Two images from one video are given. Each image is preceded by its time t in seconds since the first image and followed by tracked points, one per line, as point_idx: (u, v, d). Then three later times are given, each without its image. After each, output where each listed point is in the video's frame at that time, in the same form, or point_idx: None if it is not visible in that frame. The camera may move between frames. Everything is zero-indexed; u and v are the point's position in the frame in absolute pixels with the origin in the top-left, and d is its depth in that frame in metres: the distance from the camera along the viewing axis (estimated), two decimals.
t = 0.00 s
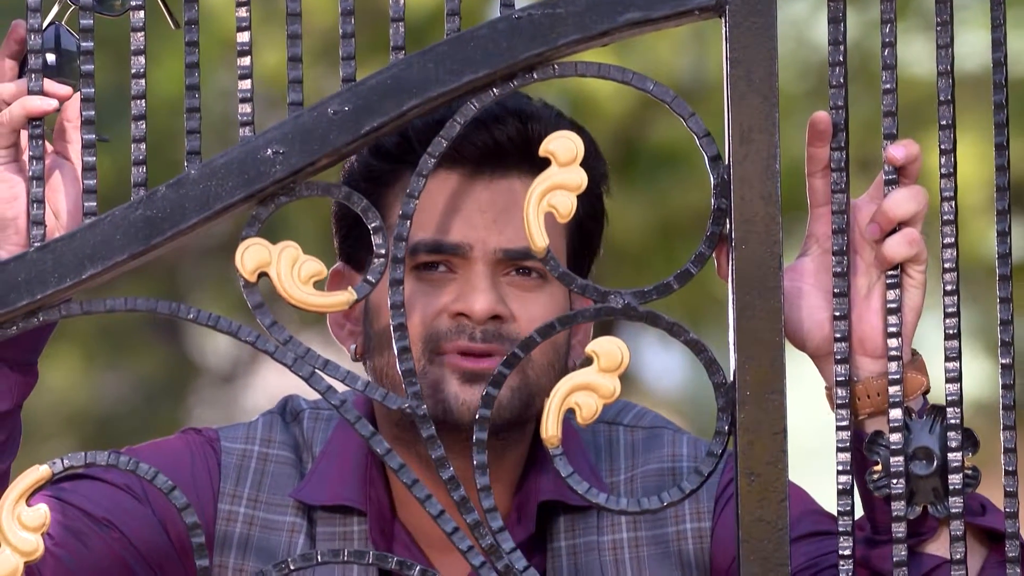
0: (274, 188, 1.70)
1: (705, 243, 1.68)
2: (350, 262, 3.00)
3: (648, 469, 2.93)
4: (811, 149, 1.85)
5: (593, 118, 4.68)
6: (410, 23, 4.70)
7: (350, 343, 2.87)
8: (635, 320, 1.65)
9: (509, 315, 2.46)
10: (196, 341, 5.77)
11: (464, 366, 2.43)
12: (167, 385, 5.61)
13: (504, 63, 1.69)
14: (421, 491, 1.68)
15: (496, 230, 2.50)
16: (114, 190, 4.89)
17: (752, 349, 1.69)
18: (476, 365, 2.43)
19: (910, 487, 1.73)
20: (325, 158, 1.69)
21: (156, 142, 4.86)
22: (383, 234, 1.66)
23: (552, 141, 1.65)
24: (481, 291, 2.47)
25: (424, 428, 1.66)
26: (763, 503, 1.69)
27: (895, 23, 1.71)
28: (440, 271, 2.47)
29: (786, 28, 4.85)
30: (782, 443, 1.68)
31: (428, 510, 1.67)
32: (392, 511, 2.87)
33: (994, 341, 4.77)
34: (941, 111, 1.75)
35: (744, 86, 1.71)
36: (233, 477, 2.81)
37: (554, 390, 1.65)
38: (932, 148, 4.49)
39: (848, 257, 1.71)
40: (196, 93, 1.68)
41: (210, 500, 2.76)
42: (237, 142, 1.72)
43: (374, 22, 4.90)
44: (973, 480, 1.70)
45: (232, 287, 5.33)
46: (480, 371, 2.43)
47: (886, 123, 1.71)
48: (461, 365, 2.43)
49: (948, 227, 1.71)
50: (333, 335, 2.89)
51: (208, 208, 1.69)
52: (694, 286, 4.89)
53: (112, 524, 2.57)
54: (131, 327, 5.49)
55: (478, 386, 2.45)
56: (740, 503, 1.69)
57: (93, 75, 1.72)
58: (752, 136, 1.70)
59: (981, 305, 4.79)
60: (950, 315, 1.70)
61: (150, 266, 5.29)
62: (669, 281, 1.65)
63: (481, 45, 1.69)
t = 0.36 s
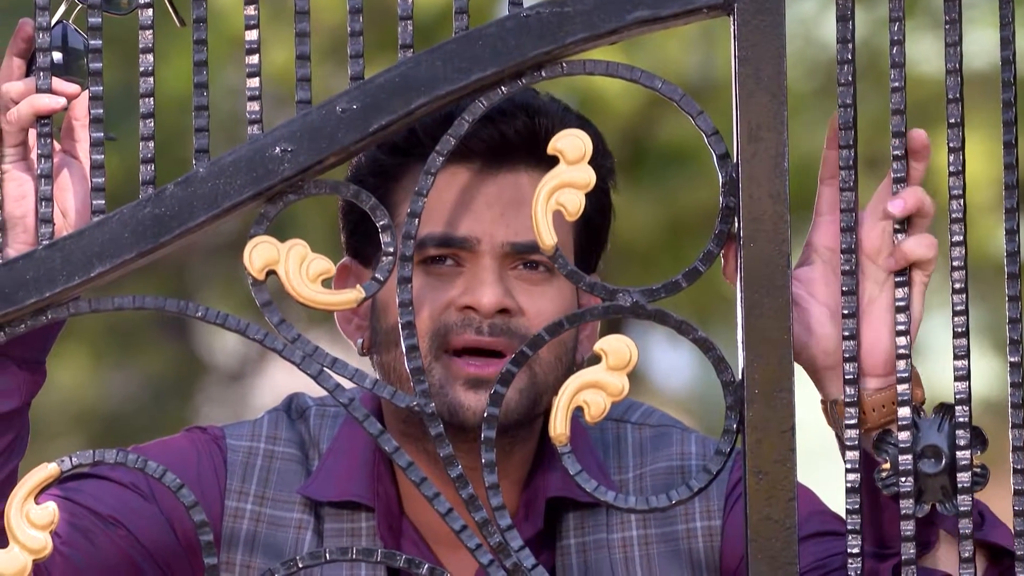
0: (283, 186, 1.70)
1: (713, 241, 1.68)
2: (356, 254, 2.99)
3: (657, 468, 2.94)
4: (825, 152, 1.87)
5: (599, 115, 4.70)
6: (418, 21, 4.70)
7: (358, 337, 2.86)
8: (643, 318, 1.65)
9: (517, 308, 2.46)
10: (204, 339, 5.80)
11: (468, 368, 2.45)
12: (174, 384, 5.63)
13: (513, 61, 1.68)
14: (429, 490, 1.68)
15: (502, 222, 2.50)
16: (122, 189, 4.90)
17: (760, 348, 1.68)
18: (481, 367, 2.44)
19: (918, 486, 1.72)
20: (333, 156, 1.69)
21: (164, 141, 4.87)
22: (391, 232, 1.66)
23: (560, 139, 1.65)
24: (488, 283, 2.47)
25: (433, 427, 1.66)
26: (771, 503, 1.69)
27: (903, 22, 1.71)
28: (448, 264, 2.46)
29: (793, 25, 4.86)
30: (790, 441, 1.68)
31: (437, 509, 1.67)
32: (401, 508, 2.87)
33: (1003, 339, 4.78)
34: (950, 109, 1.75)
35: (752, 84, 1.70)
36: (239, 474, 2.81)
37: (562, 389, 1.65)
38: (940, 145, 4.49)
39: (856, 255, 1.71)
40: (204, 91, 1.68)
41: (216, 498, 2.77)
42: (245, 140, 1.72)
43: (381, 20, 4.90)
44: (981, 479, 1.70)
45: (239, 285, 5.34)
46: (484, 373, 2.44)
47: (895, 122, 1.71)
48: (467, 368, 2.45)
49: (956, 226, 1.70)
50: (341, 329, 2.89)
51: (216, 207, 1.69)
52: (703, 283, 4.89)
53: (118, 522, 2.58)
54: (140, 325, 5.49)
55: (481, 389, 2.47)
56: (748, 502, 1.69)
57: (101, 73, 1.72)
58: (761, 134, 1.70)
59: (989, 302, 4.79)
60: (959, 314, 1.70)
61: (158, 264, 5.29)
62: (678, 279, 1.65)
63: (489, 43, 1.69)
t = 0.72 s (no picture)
0: (291, 179, 1.70)
1: (723, 234, 1.68)
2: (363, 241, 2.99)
3: (667, 461, 2.94)
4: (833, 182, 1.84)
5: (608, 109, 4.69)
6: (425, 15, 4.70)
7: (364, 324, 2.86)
8: (651, 311, 1.65)
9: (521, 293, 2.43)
10: (212, 330, 5.82)
11: (476, 347, 2.42)
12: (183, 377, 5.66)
13: (522, 54, 1.68)
14: (438, 483, 1.68)
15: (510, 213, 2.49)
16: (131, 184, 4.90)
17: (768, 342, 1.68)
18: (488, 345, 2.41)
19: (927, 479, 1.72)
20: (342, 149, 1.69)
21: (173, 136, 4.88)
22: (400, 225, 1.66)
23: (569, 132, 1.65)
24: (493, 268, 2.44)
25: (441, 420, 1.66)
26: (780, 496, 1.69)
27: (912, 15, 1.70)
28: (454, 249, 2.46)
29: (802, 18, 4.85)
30: (799, 434, 1.68)
31: (445, 501, 1.68)
32: (408, 497, 2.87)
33: (1012, 332, 4.79)
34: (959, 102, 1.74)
35: (761, 77, 1.70)
36: (243, 465, 2.81)
37: (571, 382, 1.65)
38: (949, 139, 4.49)
39: (865, 249, 1.71)
40: (213, 84, 1.68)
41: (221, 488, 2.76)
42: (254, 133, 1.72)
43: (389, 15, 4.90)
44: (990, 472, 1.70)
45: (247, 279, 5.35)
46: (492, 351, 2.41)
47: (904, 115, 1.70)
48: (474, 346, 2.42)
49: (965, 219, 1.70)
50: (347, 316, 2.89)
51: (225, 200, 1.69)
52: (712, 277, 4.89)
53: (122, 514, 2.58)
54: (149, 319, 5.51)
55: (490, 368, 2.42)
56: (756, 495, 1.69)
57: (110, 67, 1.72)
58: (770, 128, 1.70)
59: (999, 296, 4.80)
60: (968, 307, 1.69)
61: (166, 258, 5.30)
62: (686, 273, 1.65)
63: (498, 36, 1.69)
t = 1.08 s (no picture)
0: (299, 177, 1.70)
1: (731, 231, 1.67)
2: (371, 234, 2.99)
3: (681, 465, 2.94)
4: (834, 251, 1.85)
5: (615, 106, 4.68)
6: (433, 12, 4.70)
7: (372, 318, 2.87)
8: (659, 308, 1.65)
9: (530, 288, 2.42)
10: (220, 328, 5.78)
11: (485, 338, 2.40)
12: (193, 375, 5.66)
13: (530, 51, 1.68)
14: (446, 481, 1.68)
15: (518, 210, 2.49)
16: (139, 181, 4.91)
17: (776, 340, 1.68)
18: (497, 337, 2.40)
19: (935, 477, 1.72)
20: (349, 147, 1.69)
21: (181, 133, 4.89)
22: (408, 223, 1.66)
23: (577, 130, 1.65)
24: (501, 261, 2.43)
25: (449, 417, 1.66)
26: (787, 494, 1.69)
27: (920, 13, 1.70)
28: (462, 243, 2.44)
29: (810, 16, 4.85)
30: (807, 432, 1.68)
31: (453, 499, 1.67)
32: (416, 490, 2.86)
33: (1020, 329, 4.80)
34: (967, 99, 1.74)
35: (769, 75, 1.70)
36: (249, 461, 2.81)
37: (578, 380, 1.65)
38: (957, 137, 4.49)
39: (873, 247, 1.70)
40: (221, 82, 1.68)
41: (227, 484, 2.77)
42: (262, 131, 1.72)
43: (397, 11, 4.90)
44: (998, 471, 1.70)
45: (255, 276, 5.36)
46: (501, 343, 2.40)
47: (912, 113, 1.70)
48: (483, 337, 2.40)
49: (974, 216, 1.70)
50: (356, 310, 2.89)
51: (233, 197, 1.70)
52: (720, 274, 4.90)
53: (127, 511, 2.59)
54: (157, 316, 5.50)
55: (498, 359, 2.41)
56: (764, 493, 1.69)
57: (118, 64, 1.72)
58: (778, 125, 1.69)
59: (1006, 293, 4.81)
60: (976, 305, 1.69)
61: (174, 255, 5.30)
62: (694, 271, 1.65)
63: (506, 34, 1.69)
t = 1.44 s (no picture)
0: (304, 169, 1.70)
1: (737, 223, 1.67)
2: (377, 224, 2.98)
3: (689, 462, 2.95)
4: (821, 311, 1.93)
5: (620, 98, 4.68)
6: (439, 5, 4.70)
7: (378, 307, 2.87)
8: (665, 301, 1.65)
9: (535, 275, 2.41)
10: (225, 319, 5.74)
11: (490, 325, 2.40)
12: (199, 366, 5.65)
13: (535, 44, 1.68)
14: (451, 472, 1.68)
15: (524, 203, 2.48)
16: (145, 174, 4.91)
17: (781, 332, 1.68)
18: (502, 324, 2.40)
19: (941, 469, 1.72)
20: (355, 140, 1.69)
21: (186, 125, 4.89)
22: (413, 216, 1.66)
23: (582, 121, 1.65)
24: (507, 249, 2.42)
25: (455, 409, 1.66)
26: (793, 485, 1.69)
27: (926, 5, 1.70)
28: (468, 230, 2.44)
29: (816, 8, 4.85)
30: (812, 424, 1.68)
31: (459, 491, 1.68)
32: (422, 481, 2.89)
33: None
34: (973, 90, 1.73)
35: (774, 66, 1.70)
36: (254, 452, 2.81)
37: (583, 372, 1.65)
38: (963, 129, 4.49)
39: (879, 239, 1.70)
40: (226, 74, 1.68)
41: (233, 476, 2.76)
42: (267, 123, 1.72)
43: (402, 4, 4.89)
44: (1004, 462, 1.70)
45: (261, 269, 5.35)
46: (507, 330, 2.40)
47: (918, 105, 1.70)
48: (488, 325, 2.40)
49: (979, 208, 1.69)
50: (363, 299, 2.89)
51: (239, 190, 1.70)
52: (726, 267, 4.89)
53: (133, 503, 2.59)
54: (162, 310, 5.45)
55: (504, 346, 2.41)
56: (770, 484, 1.69)
57: (124, 56, 1.72)
58: (783, 118, 1.69)
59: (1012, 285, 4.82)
60: (981, 297, 1.69)
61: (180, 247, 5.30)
62: (700, 263, 1.65)
63: (511, 26, 1.69)
